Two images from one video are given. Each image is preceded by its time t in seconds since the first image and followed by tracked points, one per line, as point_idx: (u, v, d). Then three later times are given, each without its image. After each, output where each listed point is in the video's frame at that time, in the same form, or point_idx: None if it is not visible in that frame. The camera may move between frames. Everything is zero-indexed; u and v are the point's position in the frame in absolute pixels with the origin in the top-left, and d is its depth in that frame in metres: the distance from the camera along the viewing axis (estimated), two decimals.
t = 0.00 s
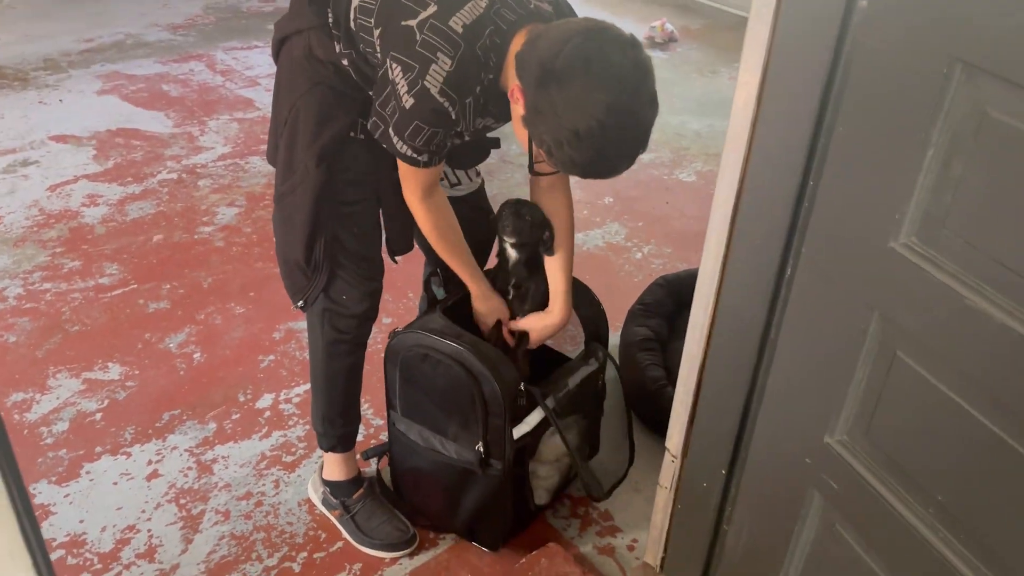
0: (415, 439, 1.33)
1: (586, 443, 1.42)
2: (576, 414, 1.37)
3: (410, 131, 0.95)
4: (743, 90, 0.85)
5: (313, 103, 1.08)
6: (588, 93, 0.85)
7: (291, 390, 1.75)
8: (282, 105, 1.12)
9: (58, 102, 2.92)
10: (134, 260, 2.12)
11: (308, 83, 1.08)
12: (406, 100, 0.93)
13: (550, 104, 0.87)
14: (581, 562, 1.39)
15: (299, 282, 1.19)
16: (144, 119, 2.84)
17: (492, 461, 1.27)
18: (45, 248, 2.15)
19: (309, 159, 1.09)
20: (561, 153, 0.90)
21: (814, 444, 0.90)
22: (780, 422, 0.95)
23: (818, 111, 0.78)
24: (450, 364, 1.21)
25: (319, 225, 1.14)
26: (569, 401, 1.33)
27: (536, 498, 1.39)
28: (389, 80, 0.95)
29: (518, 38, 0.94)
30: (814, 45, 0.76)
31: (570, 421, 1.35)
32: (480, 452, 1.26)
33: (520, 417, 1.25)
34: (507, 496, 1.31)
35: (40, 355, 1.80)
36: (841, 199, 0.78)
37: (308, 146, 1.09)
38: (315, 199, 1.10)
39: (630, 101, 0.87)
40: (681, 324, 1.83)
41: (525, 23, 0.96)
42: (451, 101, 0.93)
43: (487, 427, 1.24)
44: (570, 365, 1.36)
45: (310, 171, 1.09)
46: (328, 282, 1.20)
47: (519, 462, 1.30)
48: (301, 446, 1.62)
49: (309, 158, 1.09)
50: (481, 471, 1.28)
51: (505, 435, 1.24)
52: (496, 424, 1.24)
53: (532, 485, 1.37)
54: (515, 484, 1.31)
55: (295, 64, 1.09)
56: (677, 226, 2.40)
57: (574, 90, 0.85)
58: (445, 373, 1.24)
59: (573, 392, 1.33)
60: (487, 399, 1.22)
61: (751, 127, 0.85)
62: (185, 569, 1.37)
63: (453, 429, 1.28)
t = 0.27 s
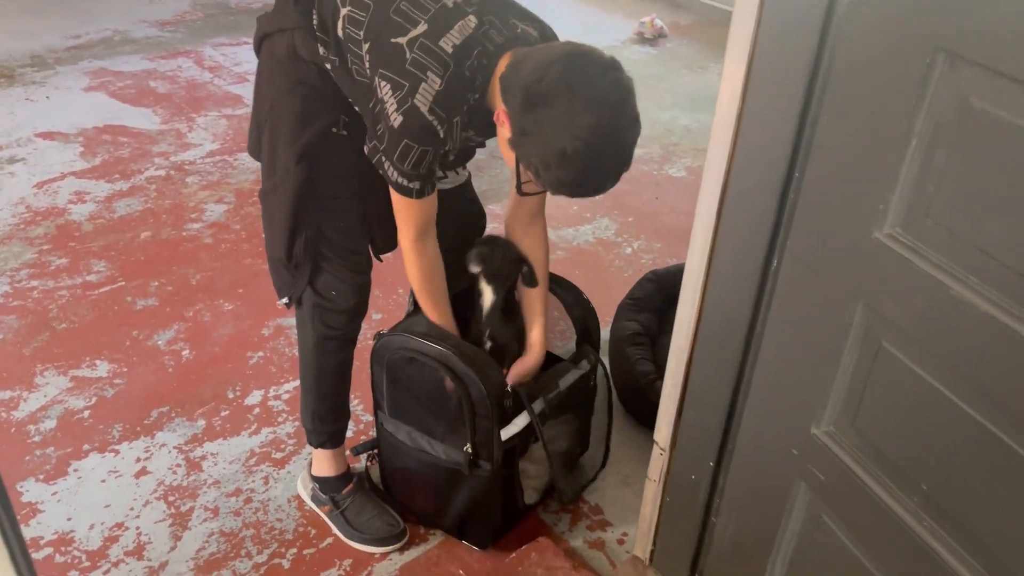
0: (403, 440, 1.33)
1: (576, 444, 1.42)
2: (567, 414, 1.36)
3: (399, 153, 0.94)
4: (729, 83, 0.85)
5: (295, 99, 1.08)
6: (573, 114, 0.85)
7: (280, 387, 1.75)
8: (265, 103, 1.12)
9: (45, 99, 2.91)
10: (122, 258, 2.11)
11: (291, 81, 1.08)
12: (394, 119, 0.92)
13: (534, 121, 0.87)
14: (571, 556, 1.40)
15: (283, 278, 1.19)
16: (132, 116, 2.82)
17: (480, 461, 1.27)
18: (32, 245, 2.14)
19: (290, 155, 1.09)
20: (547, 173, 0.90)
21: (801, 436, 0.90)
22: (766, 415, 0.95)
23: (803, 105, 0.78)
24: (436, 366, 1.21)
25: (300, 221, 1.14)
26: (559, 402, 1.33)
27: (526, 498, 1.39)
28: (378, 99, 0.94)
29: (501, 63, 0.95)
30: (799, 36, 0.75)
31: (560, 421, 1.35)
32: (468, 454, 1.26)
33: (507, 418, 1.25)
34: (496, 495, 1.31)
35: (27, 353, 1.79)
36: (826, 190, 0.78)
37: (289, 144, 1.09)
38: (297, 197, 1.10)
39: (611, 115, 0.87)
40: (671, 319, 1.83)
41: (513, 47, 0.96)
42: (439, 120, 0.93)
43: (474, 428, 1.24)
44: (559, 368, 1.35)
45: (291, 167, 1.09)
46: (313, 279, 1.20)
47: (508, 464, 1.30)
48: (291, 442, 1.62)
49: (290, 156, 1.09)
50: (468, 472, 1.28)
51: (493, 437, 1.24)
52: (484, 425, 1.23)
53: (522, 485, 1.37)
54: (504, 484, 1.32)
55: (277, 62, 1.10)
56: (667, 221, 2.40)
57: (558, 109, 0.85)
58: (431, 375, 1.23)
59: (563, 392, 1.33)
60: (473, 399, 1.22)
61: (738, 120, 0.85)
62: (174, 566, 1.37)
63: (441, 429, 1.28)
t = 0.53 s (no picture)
0: (397, 440, 1.33)
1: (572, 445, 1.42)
2: (563, 417, 1.36)
3: (402, 210, 0.97)
4: (724, 81, 0.85)
5: (278, 108, 1.08)
6: (558, 174, 0.87)
7: (275, 386, 1.75)
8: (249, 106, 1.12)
9: (37, 98, 2.89)
10: (115, 258, 2.11)
11: (275, 89, 1.08)
12: (395, 178, 0.95)
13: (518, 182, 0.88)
14: (566, 553, 1.40)
15: (265, 279, 1.20)
16: (125, 115, 2.81)
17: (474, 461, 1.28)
18: (24, 246, 2.13)
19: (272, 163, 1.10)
20: (531, 231, 0.91)
21: (795, 432, 0.91)
22: (760, 412, 0.96)
23: (796, 103, 0.78)
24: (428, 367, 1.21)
25: (280, 225, 1.15)
26: (557, 405, 1.33)
27: (521, 497, 1.38)
28: (376, 156, 0.97)
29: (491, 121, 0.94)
30: (793, 34, 0.76)
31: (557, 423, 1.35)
32: (462, 453, 1.27)
33: (502, 420, 1.25)
34: (490, 495, 1.31)
35: (21, 354, 1.79)
36: (819, 187, 0.78)
37: (272, 151, 1.09)
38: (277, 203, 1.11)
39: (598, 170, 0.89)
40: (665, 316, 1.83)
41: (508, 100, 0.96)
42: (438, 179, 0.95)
43: (469, 427, 1.25)
44: (557, 373, 1.35)
45: (273, 174, 1.10)
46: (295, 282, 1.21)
47: (503, 466, 1.30)
48: (286, 442, 1.62)
49: (272, 162, 1.09)
50: (462, 471, 1.28)
51: (487, 437, 1.24)
52: (477, 423, 1.24)
53: (518, 485, 1.37)
54: (498, 485, 1.32)
55: (260, 70, 1.09)
56: (660, 219, 2.41)
57: (541, 172, 0.87)
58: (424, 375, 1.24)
59: (561, 396, 1.33)
60: (467, 398, 1.22)
61: (732, 119, 0.85)
62: (169, 567, 1.37)
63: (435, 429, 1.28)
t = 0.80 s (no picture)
0: (397, 439, 1.34)
1: (571, 442, 1.42)
2: (562, 414, 1.37)
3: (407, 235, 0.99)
4: (723, 79, 0.85)
5: (280, 123, 1.10)
6: (559, 196, 0.89)
7: (274, 385, 1.75)
8: (249, 120, 1.13)
9: (34, 98, 2.89)
10: (113, 257, 2.11)
11: (275, 104, 1.09)
12: (402, 207, 0.96)
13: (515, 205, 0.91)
14: (565, 552, 1.40)
15: (274, 291, 1.21)
16: (122, 115, 2.81)
17: (473, 458, 1.28)
18: (22, 246, 2.13)
19: (277, 177, 1.11)
20: (531, 249, 0.93)
21: (795, 430, 0.91)
22: (759, 410, 0.96)
23: (795, 102, 0.79)
24: (426, 363, 1.22)
25: (287, 239, 1.15)
26: (555, 402, 1.33)
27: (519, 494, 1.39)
28: (379, 183, 0.98)
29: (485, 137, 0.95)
30: (791, 34, 0.76)
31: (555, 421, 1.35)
32: (462, 450, 1.27)
33: (501, 413, 1.26)
34: (491, 494, 1.31)
35: (19, 354, 1.79)
36: (819, 186, 0.79)
37: (277, 165, 1.11)
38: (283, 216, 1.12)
39: (601, 194, 0.91)
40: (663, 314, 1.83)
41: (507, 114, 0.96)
42: (445, 206, 0.97)
43: (468, 424, 1.25)
44: (554, 369, 1.36)
45: (278, 187, 1.11)
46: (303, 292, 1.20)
47: (502, 462, 1.31)
48: (285, 441, 1.62)
49: (276, 176, 1.11)
50: (462, 467, 1.29)
51: (486, 433, 1.25)
52: (476, 420, 1.24)
53: (516, 483, 1.37)
54: (498, 482, 1.32)
55: (259, 86, 1.10)
56: (658, 218, 2.41)
57: (544, 194, 0.89)
58: (423, 373, 1.25)
59: (560, 392, 1.34)
60: (465, 395, 1.23)
61: (731, 119, 0.86)
62: (169, 566, 1.37)
63: (435, 426, 1.29)
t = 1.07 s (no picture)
0: (396, 437, 1.34)
1: (569, 440, 1.42)
2: (559, 412, 1.37)
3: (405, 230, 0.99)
4: (721, 77, 0.85)
5: (272, 125, 1.10)
6: (569, 187, 0.89)
7: (271, 383, 1.75)
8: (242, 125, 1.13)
9: (30, 96, 2.88)
10: (110, 255, 2.10)
11: (266, 107, 1.10)
12: (402, 201, 0.96)
13: (525, 196, 0.91)
14: (563, 549, 1.41)
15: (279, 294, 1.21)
16: (118, 113, 2.80)
17: (470, 455, 1.28)
18: (19, 244, 2.12)
19: (273, 179, 1.11)
20: (544, 241, 0.93)
21: (793, 428, 0.91)
22: (758, 408, 0.96)
23: (793, 101, 0.79)
24: (422, 361, 1.22)
25: (286, 241, 1.15)
26: (551, 400, 1.33)
27: (518, 492, 1.38)
28: (379, 179, 0.98)
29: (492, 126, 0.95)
30: (790, 33, 0.76)
31: (551, 418, 1.35)
32: (458, 447, 1.27)
33: (498, 411, 1.27)
34: (489, 492, 1.31)
35: (16, 352, 1.78)
36: (818, 184, 0.79)
37: (272, 169, 1.11)
38: (281, 220, 1.12)
39: (609, 192, 0.91)
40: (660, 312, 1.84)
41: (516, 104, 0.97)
42: (445, 199, 0.97)
43: (464, 422, 1.25)
44: (548, 368, 1.36)
45: (274, 191, 1.11)
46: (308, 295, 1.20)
47: (499, 460, 1.31)
48: (283, 439, 1.62)
49: (272, 181, 1.11)
50: (459, 465, 1.29)
51: (483, 431, 1.25)
52: (472, 418, 1.24)
53: (514, 482, 1.37)
54: (496, 480, 1.32)
55: (248, 89, 1.10)
56: (655, 215, 2.41)
57: (555, 184, 0.89)
58: (419, 371, 1.24)
59: (557, 390, 1.34)
60: (462, 393, 1.22)
61: (729, 117, 0.85)
62: (167, 564, 1.37)
63: (433, 424, 1.29)
